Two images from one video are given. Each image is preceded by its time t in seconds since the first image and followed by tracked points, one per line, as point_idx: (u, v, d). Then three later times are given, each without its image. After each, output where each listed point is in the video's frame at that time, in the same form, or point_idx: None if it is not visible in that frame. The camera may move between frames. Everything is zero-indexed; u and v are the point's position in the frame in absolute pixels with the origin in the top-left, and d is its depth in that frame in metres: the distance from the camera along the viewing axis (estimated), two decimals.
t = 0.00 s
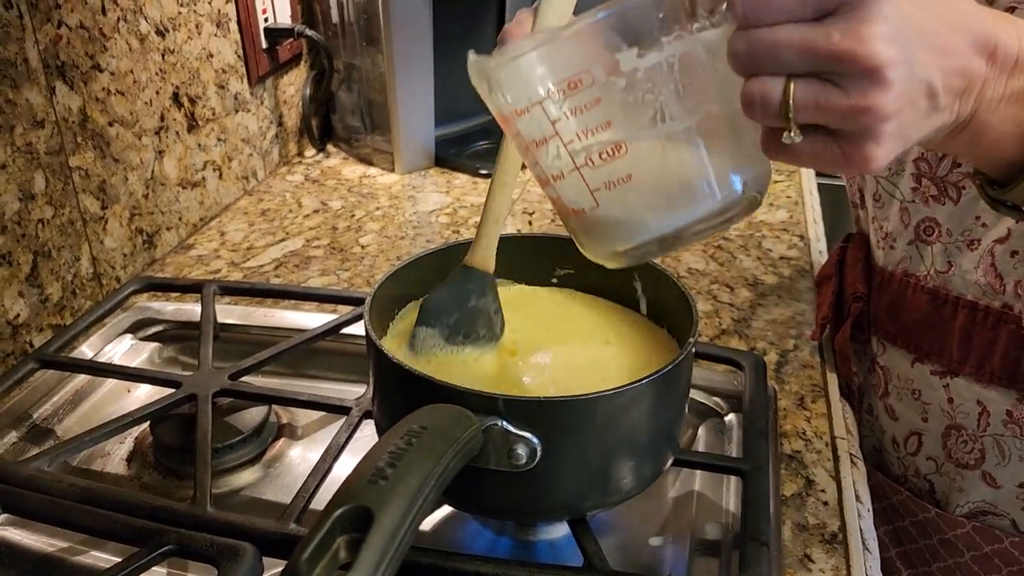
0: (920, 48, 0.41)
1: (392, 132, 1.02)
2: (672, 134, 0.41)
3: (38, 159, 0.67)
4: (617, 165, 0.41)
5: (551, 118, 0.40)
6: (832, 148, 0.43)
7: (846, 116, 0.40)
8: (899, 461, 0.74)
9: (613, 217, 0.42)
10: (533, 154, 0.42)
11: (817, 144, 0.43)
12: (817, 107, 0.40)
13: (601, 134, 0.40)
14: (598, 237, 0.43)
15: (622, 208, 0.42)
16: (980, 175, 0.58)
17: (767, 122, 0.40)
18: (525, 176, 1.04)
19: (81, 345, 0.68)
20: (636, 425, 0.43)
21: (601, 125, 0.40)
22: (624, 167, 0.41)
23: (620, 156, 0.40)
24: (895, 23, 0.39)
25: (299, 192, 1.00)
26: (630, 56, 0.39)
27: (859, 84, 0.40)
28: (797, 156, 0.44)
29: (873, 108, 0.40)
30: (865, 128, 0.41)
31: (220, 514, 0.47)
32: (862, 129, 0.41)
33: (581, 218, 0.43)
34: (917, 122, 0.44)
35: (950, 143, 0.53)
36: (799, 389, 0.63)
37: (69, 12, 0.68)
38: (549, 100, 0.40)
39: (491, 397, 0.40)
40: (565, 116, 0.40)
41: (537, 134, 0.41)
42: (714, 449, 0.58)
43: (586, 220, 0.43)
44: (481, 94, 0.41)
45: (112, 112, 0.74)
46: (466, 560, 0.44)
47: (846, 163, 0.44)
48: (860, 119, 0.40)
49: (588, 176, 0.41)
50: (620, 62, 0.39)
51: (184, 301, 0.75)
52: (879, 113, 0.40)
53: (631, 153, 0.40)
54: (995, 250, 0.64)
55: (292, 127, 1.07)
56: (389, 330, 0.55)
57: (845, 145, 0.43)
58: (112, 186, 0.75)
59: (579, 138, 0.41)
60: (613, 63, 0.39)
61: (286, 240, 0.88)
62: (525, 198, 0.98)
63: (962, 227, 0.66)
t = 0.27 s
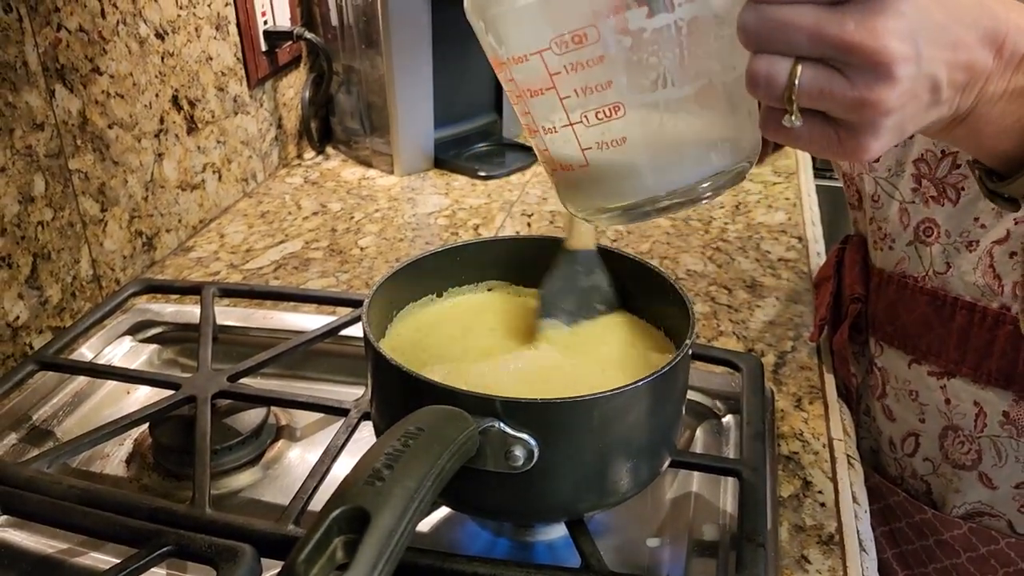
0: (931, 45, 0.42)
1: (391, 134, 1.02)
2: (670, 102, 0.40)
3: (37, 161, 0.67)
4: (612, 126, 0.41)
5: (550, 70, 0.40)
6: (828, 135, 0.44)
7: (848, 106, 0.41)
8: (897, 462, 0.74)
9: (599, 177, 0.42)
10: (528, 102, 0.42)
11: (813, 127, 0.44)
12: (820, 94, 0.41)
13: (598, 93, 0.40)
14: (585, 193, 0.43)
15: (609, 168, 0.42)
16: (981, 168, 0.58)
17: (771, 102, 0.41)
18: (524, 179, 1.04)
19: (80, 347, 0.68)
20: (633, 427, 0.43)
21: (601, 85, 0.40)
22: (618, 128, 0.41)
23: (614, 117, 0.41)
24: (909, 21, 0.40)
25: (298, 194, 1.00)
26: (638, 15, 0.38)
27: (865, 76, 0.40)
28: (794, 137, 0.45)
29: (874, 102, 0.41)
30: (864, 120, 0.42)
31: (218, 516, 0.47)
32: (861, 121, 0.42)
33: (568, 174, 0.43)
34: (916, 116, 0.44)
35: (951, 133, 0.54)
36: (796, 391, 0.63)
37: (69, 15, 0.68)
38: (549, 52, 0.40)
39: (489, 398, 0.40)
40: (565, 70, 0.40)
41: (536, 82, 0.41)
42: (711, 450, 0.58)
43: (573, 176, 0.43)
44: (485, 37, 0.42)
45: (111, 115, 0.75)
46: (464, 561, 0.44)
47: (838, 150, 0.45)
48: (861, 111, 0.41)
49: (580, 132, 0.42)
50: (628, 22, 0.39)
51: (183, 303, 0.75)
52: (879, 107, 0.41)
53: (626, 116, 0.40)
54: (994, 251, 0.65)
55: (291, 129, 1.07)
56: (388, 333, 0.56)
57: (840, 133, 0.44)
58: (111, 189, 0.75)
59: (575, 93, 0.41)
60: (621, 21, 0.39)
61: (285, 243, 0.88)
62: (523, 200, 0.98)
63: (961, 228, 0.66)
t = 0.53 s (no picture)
0: (931, 71, 0.42)
1: (391, 135, 1.03)
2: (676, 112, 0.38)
3: (39, 162, 0.67)
4: (612, 133, 0.39)
5: (554, 71, 0.38)
6: (823, 153, 0.45)
7: (846, 132, 0.42)
8: (896, 462, 0.74)
9: (597, 181, 0.40)
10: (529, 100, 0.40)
11: (810, 147, 0.45)
12: (819, 117, 0.41)
13: (601, 98, 0.38)
14: (583, 197, 0.41)
15: (608, 172, 0.40)
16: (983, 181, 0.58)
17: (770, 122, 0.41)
18: (524, 179, 1.05)
19: (81, 347, 0.68)
20: (631, 426, 0.43)
21: (605, 90, 0.38)
22: (620, 135, 0.39)
23: (616, 124, 0.39)
24: (914, 48, 0.40)
25: (299, 195, 1.00)
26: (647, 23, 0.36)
27: (865, 104, 0.41)
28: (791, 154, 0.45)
29: (871, 129, 0.41)
30: (860, 147, 0.43)
31: (218, 515, 0.48)
32: (856, 145, 0.43)
33: (566, 175, 0.41)
34: (911, 138, 0.45)
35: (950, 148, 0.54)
36: (794, 391, 0.64)
37: (70, 17, 0.68)
38: (554, 55, 0.38)
39: (487, 398, 0.40)
40: (569, 73, 0.38)
41: (538, 83, 0.39)
42: (709, 449, 0.58)
43: (570, 178, 0.41)
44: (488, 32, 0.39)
45: (113, 116, 0.75)
46: (463, 560, 0.44)
47: (833, 169, 0.45)
48: (858, 137, 0.42)
49: (581, 137, 0.40)
50: (636, 30, 0.37)
51: (184, 303, 0.76)
52: (876, 135, 0.42)
53: (629, 124, 0.38)
54: (995, 252, 0.65)
55: (292, 131, 1.07)
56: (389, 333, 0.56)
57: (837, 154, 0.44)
58: (112, 189, 0.76)
59: (579, 97, 0.39)
60: (628, 27, 0.37)
61: (285, 243, 0.89)
62: (523, 201, 0.98)
63: (962, 229, 0.66)
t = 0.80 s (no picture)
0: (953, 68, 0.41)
1: (393, 135, 1.03)
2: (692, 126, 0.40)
3: (41, 161, 0.67)
4: (632, 149, 0.41)
5: (572, 93, 0.40)
6: (845, 159, 0.44)
7: (868, 130, 0.41)
8: (897, 461, 0.74)
9: (619, 198, 0.42)
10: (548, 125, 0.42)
11: (833, 151, 0.44)
12: (840, 118, 0.40)
13: (619, 115, 0.40)
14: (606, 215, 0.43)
15: (629, 189, 0.42)
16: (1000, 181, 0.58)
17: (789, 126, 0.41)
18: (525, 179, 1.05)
19: (83, 347, 0.69)
20: (631, 425, 0.43)
21: (622, 106, 0.40)
22: (638, 150, 0.41)
23: (636, 140, 0.40)
24: (933, 46, 0.39)
25: (301, 195, 1.00)
26: (661, 39, 0.39)
27: (885, 101, 0.40)
28: (817, 160, 0.44)
29: (893, 128, 0.40)
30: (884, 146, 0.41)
31: (219, 513, 0.48)
32: (882, 145, 0.41)
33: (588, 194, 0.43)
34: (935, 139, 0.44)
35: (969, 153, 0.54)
36: (795, 390, 0.64)
37: (72, 17, 0.68)
38: (572, 77, 0.39)
39: (488, 397, 0.40)
40: (587, 93, 0.40)
41: (556, 105, 0.41)
42: (710, 448, 0.58)
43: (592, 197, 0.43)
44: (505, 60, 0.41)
45: (115, 116, 0.75)
46: (463, 557, 0.44)
47: (860, 173, 0.44)
48: (882, 135, 0.41)
49: (601, 154, 0.41)
50: (651, 45, 0.39)
51: (186, 303, 0.76)
52: (899, 134, 0.40)
53: (648, 138, 0.40)
54: (999, 252, 0.65)
55: (294, 130, 1.07)
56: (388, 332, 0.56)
57: (864, 157, 0.43)
58: (114, 189, 0.76)
59: (597, 116, 0.40)
60: (642, 42, 0.39)
61: (287, 243, 0.89)
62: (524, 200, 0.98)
63: (966, 228, 0.66)
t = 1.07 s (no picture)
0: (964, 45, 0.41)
1: (396, 134, 1.03)
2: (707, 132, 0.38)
3: (45, 161, 0.67)
4: (648, 161, 0.38)
5: (580, 110, 0.38)
6: (876, 146, 0.43)
7: (891, 104, 0.40)
8: (901, 460, 0.74)
9: (641, 220, 0.39)
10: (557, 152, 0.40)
11: (859, 136, 0.43)
12: (861, 93, 0.40)
13: (631, 128, 0.38)
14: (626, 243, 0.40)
15: (651, 208, 0.39)
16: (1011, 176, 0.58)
17: (808, 112, 0.41)
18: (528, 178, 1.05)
19: (87, 346, 0.69)
20: (634, 424, 0.43)
21: (633, 118, 0.38)
22: (655, 162, 0.38)
23: (652, 151, 0.38)
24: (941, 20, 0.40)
25: (303, 194, 1.01)
26: (666, 44, 0.37)
27: (903, 70, 0.40)
28: (841, 149, 0.43)
29: (916, 96, 0.40)
30: (908, 120, 0.41)
31: (222, 512, 0.48)
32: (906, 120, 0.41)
33: (606, 222, 0.40)
34: (957, 118, 0.43)
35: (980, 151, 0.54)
36: (798, 389, 0.64)
37: (76, 16, 0.68)
38: (578, 93, 0.38)
39: (491, 396, 0.40)
40: (595, 109, 0.38)
41: (565, 128, 0.39)
42: (713, 447, 0.58)
43: (611, 224, 0.40)
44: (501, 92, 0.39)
45: (118, 115, 0.75)
46: (465, 557, 0.44)
47: (888, 158, 0.43)
48: (905, 107, 0.40)
49: (617, 173, 0.39)
50: (656, 52, 0.37)
51: (189, 302, 0.76)
52: (923, 102, 0.40)
53: (664, 148, 0.38)
54: (1003, 250, 0.65)
55: (297, 130, 1.07)
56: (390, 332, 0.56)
57: (891, 140, 0.42)
58: (118, 188, 0.76)
59: (609, 131, 0.38)
60: (647, 51, 0.37)
61: (290, 242, 0.89)
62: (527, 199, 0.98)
63: (971, 227, 0.66)
